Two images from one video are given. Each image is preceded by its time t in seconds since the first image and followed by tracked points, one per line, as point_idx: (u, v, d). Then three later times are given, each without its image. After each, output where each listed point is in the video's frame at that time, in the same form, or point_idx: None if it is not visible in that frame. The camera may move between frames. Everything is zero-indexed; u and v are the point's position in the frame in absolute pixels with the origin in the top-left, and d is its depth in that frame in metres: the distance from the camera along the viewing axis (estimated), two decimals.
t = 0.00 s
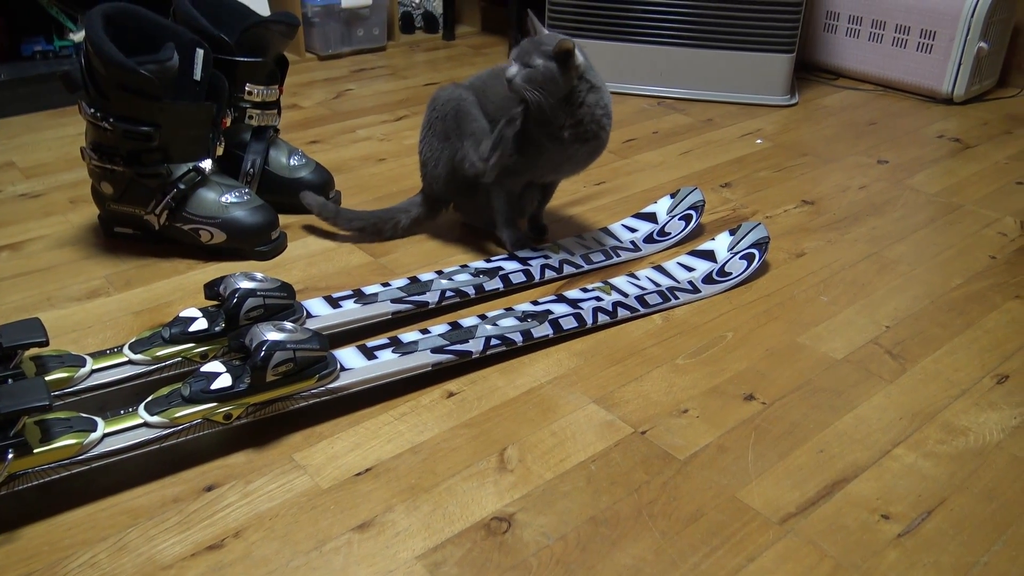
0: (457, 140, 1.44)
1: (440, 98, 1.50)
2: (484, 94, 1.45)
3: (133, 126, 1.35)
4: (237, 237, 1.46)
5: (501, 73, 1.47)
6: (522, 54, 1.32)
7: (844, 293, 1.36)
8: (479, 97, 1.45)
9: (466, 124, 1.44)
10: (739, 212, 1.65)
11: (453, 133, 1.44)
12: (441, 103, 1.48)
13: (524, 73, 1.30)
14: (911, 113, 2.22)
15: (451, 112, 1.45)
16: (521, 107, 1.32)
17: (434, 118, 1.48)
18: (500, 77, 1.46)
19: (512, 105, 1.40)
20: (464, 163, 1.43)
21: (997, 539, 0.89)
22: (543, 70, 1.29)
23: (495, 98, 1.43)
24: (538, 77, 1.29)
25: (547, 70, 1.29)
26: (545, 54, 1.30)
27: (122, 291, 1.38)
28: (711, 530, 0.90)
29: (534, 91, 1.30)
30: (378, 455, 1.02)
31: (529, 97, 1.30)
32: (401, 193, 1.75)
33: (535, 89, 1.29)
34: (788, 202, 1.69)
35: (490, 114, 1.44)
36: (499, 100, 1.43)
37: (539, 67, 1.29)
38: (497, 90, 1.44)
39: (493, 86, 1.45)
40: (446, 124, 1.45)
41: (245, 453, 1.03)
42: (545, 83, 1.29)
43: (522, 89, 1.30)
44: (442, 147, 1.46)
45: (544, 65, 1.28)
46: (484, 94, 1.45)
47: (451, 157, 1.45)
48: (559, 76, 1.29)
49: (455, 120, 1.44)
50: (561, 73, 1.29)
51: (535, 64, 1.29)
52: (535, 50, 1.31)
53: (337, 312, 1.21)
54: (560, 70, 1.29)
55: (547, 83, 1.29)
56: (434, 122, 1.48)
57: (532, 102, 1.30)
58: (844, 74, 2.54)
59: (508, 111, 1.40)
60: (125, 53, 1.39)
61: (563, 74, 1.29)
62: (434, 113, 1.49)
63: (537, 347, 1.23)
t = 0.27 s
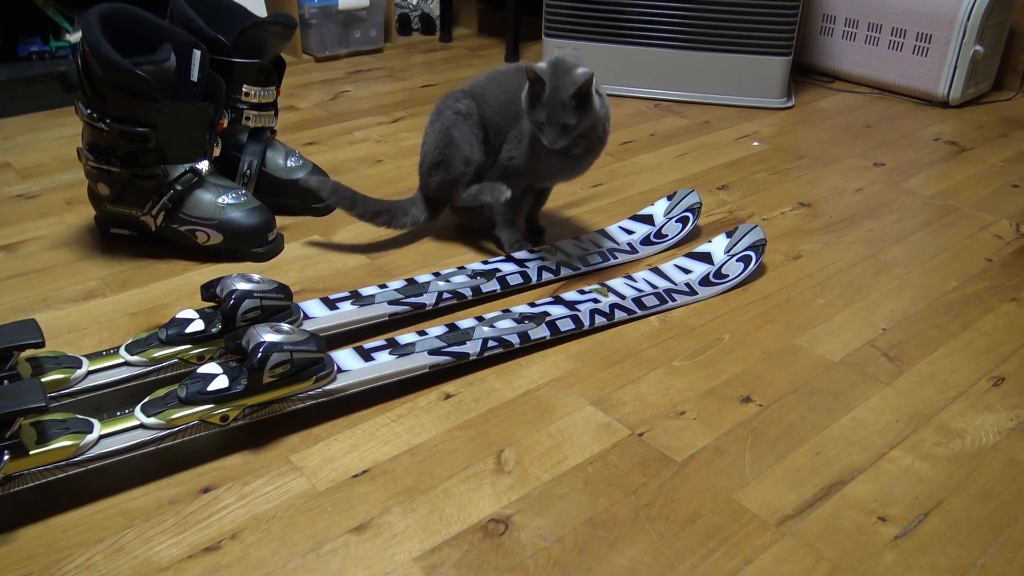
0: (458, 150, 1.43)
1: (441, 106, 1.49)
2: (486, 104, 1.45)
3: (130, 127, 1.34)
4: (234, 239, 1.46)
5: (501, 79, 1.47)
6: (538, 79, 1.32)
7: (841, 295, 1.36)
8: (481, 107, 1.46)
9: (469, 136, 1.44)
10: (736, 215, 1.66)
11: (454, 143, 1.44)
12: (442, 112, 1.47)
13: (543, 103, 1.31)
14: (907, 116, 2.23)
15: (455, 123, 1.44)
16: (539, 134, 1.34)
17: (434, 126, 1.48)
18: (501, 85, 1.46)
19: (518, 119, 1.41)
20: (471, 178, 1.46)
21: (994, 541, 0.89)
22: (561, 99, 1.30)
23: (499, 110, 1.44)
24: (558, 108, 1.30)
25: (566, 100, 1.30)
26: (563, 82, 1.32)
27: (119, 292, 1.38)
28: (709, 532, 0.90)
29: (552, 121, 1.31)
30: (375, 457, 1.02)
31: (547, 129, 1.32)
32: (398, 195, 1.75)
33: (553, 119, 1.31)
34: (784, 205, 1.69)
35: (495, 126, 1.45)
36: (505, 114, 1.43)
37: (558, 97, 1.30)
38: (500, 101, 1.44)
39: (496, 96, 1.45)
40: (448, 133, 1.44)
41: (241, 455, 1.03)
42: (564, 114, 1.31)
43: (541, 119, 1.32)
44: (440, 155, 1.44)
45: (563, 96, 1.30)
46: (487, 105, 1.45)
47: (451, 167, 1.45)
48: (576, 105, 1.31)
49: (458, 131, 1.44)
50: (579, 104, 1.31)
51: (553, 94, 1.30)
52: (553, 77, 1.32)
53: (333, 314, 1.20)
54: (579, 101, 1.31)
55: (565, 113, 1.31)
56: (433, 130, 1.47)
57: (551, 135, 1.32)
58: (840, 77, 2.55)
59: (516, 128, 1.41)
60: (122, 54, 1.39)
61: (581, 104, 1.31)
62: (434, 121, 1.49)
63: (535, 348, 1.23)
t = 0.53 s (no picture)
0: (464, 170, 1.44)
1: (444, 121, 1.49)
2: (488, 118, 1.45)
3: (128, 126, 1.34)
4: (232, 238, 1.46)
5: (501, 88, 1.46)
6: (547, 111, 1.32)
7: (838, 296, 1.37)
8: (482, 121, 1.45)
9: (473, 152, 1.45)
10: (734, 215, 1.66)
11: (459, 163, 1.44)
12: (446, 129, 1.48)
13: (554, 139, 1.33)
14: (905, 118, 2.23)
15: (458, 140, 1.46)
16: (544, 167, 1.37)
17: (439, 142, 1.48)
18: (501, 95, 1.45)
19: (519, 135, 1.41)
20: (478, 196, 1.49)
21: (992, 540, 0.89)
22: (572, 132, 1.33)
23: (500, 124, 1.44)
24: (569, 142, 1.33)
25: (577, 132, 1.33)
26: (574, 114, 1.33)
27: (116, 292, 1.37)
28: (706, 532, 0.90)
29: (563, 151, 1.34)
30: (372, 456, 1.02)
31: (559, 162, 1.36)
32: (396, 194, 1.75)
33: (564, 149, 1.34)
34: (782, 205, 1.70)
35: (497, 141, 1.45)
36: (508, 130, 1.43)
37: (569, 130, 1.33)
38: (502, 115, 1.44)
39: (496, 108, 1.44)
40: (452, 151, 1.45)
41: (239, 454, 1.03)
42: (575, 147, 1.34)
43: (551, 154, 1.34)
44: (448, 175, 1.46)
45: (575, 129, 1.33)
46: (488, 119, 1.45)
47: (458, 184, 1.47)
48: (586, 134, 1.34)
49: (462, 149, 1.44)
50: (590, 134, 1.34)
51: (565, 129, 1.32)
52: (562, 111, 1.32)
53: (331, 313, 1.20)
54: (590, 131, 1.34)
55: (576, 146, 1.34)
56: (439, 147, 1.48)
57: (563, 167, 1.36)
58: (838, 78, 2.55)
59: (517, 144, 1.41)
60: (120, 53, 1.39)
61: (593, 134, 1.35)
62: (438, 136, 1.49)
63: (533, 348, 1.23)
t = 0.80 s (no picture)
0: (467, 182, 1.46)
1: (436, 129, 1.48)
2: (480, 123, 1.45)
3: (127, 125, 1.34)
4: (230, 238, 1.45)
5: (490, 93, 1.46)
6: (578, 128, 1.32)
7: (837, 296, 1.37)
8: (473, 127, 1.46)
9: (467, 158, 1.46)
10: (733, 216, 1.66)
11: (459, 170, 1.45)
12: (439, 138, 1.48)
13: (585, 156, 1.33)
14: (903, 118, 2.24)
15: (455, 148, 1.47)
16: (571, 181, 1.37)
17: (433, 151, 1.48)
18: (492, 100, 1.46)
19: (525, 142, 1.41)
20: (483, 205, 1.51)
21: (990, 541, 0.89)
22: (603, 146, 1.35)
23: (493, 128, 1.45)
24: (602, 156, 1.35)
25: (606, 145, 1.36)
26: (600, 130, 1.40)
27: (115, 291, 1.37)
28: (705, 532, 0.90)
29: (596, 166, 1.36)
30: (371, 455, 1.02)
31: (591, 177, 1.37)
32: (395, 194, 1.75)
33: (592, 163, 1.36)
34: (781, 206, 1.70)
35: (494, 146, 1.46)
36: (505, 135, 1.44)
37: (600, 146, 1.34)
38: (495, 120, 1.45)
39: (488, 113, 1.45)
40: (450, 159, 1.46)
41: (237, 454, 1.02)
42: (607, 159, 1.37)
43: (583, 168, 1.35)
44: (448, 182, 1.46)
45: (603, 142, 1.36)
46: (482, 124, 1.45)
47: (457, 189, 1.48)
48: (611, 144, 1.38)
49: (460, 160, 1.45)
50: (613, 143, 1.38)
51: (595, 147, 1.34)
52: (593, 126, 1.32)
53: (330, 313, 1.20)
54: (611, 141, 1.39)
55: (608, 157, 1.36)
56: (434, 155, 1.48)
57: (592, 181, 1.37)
58: (837, 79, 2.56)
59: (519, 149, 1.42)
60: (119, 52, 1.38)
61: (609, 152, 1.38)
62: (431, 143, 1.49)
63: (531, 348, 1.23)
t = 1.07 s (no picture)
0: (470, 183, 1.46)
1: (436, 125, 1.48)
2: (482, 125, 1.45)
3: (127, 119, 1.34)
4: (230, 232, 1.45)
5: (493, 96, 1.45)
6: (591, 150, 1.35)
7: (837, 292, 1.37)
8: (474, 128, 1.45)
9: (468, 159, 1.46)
10: (733, 212, 1.66)
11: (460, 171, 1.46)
12: (438, 134, 1.47)
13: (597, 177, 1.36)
14: (904, 115, 2.23)
15: (455, 147, 1.46)
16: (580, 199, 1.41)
17: (431, 147, 1.47)
18: (495, 103, 1.45)
19: (531, 153, 1.42)
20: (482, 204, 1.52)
21: (990, 536, 0.89)
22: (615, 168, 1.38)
23: (495, 131, 1.45)
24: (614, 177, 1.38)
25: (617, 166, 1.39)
26: (610, 149, 1.43)
27: (115, 285, 1.37)
28: (705, 527, 0.90)
29: (608, 187, 1.38)
30: (371, 449, 1.02)
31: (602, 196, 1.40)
32: (395, 190, 1.74)
33: (604, 182, 1.38)
34: (782, 202, 1.70)
35: (496, 149, 1.46)
36: (509, 140, 1.45)
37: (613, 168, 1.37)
38: (498, 123, 1.45)
39: (491, 117, 1.45)
40: (450, 158, 1.46)
41: (237, 448, 1.02)
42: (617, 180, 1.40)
43: (596, 189, 1.38)
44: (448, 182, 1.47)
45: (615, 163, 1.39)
46: (484, 127, 1.45)
47: (456, 189, 1.48)
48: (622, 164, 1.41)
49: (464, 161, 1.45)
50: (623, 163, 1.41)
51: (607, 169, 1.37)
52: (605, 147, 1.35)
53: (330, 307, 1.20)
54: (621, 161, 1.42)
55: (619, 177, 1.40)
56: (433, 152, 1.47)
57: (603, 200, 1.40)
58: (838, 76, 2.55)
59: (524, 158, 1.43)
60: (119, 46, 1.38)
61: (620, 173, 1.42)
62: (430, 139, 1.48)
63: (532, 343, 1.23)
